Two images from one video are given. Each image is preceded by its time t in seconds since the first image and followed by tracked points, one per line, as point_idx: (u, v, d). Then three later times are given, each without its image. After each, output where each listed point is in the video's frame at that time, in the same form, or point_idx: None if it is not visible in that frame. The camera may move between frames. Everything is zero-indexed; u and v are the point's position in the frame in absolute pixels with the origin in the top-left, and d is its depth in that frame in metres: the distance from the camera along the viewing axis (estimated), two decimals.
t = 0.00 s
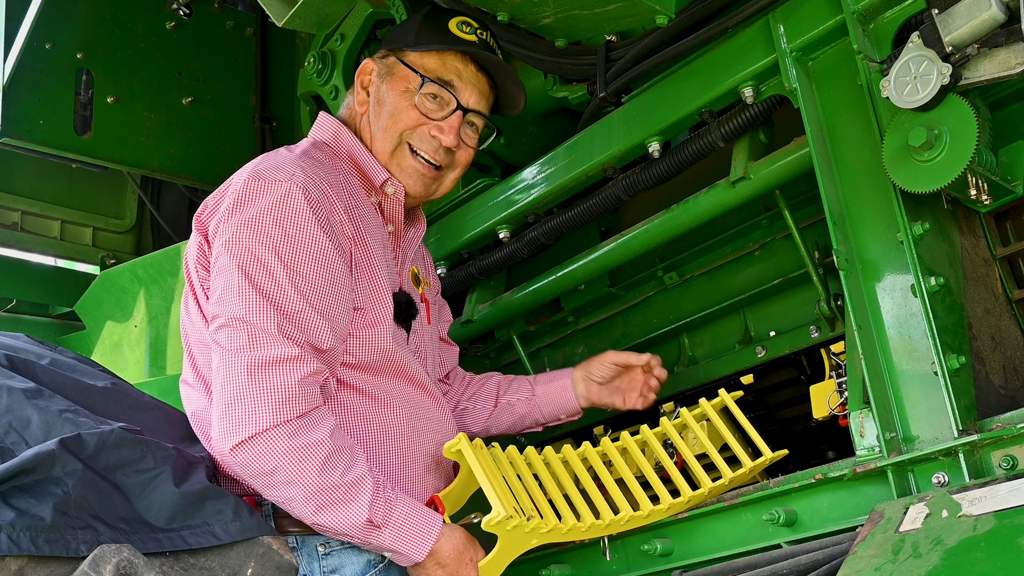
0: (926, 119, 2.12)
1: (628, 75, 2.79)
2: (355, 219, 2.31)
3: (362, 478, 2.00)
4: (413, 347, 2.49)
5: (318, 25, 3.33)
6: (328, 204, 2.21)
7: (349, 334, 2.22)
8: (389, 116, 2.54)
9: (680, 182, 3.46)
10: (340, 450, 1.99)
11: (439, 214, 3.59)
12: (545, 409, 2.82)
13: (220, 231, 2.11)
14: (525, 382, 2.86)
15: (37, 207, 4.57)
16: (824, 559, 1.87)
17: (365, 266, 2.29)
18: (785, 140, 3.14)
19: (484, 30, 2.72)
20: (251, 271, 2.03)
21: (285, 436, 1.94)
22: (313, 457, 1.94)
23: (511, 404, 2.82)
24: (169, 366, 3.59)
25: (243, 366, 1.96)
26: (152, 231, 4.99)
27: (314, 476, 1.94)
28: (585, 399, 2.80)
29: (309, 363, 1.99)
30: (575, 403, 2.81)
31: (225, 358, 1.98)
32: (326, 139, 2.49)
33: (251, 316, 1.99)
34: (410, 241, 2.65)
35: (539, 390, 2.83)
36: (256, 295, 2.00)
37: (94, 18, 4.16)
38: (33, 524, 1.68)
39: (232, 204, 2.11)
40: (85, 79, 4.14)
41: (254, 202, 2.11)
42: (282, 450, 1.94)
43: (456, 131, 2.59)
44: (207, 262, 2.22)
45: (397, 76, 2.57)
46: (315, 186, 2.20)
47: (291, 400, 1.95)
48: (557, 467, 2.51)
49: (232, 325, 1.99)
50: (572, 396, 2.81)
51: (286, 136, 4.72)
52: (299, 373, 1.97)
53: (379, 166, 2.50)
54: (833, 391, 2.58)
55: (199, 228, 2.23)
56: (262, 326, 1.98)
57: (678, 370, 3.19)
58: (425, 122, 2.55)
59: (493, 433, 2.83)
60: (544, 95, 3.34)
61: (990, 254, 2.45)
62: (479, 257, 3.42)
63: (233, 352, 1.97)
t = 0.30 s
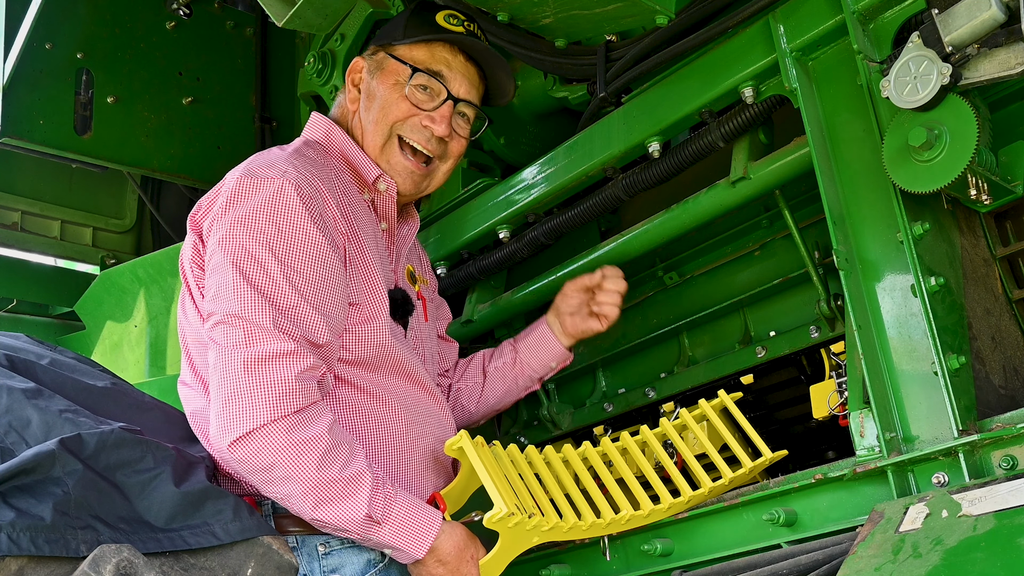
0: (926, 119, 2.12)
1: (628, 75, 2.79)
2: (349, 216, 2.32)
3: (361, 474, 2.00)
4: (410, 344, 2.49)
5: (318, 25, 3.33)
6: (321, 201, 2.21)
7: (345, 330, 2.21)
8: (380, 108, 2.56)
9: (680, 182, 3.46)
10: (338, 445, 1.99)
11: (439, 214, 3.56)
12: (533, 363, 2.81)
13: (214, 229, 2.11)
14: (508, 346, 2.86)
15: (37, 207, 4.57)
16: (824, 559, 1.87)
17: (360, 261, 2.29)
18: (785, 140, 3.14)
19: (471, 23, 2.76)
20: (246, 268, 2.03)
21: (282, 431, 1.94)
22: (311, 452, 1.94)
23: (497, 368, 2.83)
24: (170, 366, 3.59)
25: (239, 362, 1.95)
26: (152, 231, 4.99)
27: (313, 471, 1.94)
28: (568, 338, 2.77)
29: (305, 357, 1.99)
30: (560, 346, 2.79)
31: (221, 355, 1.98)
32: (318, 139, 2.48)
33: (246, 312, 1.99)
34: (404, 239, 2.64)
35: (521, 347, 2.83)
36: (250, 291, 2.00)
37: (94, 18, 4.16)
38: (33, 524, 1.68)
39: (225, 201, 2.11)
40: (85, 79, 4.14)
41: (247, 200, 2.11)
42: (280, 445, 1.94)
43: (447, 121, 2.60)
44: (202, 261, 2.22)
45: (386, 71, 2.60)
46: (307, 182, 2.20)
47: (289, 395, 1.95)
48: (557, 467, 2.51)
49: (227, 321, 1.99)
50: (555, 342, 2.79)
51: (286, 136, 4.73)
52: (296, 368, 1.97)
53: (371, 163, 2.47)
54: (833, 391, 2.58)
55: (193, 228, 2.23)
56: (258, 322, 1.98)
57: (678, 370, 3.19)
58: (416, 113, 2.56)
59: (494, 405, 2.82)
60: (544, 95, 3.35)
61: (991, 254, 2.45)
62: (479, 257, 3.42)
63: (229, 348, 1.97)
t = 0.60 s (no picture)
0: (926, 119, 2.12)
1: (628, 75, 2.79)
2: (346, 215, 2.32)
3: (361, 473, 2.00)
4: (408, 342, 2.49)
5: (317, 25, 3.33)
6: (317, 200, 2.21)
7: (343, 328, 2.21)
8: (374, 110, 2.55)
9: (680, 182, 3.46)
10: (338, 444, 1.99)
11: (439, 214, 3.57)
12: (525, 357, 2.80)
13: (211, 230, 2.11)
14: (500, 339, 2.86)
15: (37, 207, 4.57)
16: (824, 559, 1.87)
17: (357, 260, 2.29)
18: (785, 140, 3.14)
19: (471, 29, 2.75)
20: (244, 268, 2.03)
21: (282, 430, 1.94)
22: (310, 451, 1.94)
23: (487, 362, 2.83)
24: (170, 366, 3.59)
25: (238, 362, 1.96)
26: (152, 231, 4.99)
27: (312, 470, 1.94)
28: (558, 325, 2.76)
29: (304, 356, 1.99)
30: (550, 339, 2.77)
31: (220, 355, 1.98)
32: (312, 139, 2.48)
33: (244, 312, 1.99)
34: (397, 238, 2.65)
35: (512, 341, 2.82)
36: (248, 291, 2.00)
37: (94, 18, 4.16)
38: (33, 524, 1.68)
39: (222, 202, 2.11)
40: (85, 79, 4.14)
41: (244, 200, 2.11)
42: (279, 445, 1.94)
43: (441, 129, 2.61)
44: (199, 262, 2.22)
45: (383, 73, 2.59)
46: (303, 182, 2.20)
47: (289, 394, 1.95)
48: (557, 466, 2.51)
49: (225, 322, 1.99)
50: (545, 333, 2.77)
51: (286, 136, 4.73)
52: (295, 367, 1.97)
53: (367, 163, 2.50)
54: (833, 391, 2.58)
55: (190, 229, 2.23)
56: (256, 322, 1.98)
57: (678, 370, 3.19)
58: (410, 119, 2.56)
59: (483, 399, 2.81)
60: (544, 95, 3.35)
61: (991, 254, 2.45)
62: (479, 257, 3.42)
63: (228, 348, 1.97)
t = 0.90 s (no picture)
0: (926, 119, 2.12)
1: (628, 75, 2.79)
2: (344, 217, 2.31)
3: (360, 475, 2.00)
4: (407, 344, 2.49)
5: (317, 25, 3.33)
6: (314, 202, 2.21)
7: (341, 331, 2.21)
8: (368, 111, 2.56)
9: (680, 182, 3.46)
10: (337, 446, 1.99)
11: (439, 214, 3.56)
12: (535, 407, 2.79)
13: (208, 233, 2.11)
14: (517, 381, 2.84)
15: (37, 207, 4.57)
16: (824, 559, 1.87)
17: (355, 261, 2.29)
18: (785, 140, 3.14)
19: (462, 23, 2.73)
20: (241, 271, 2.03)
21: (280, 434, 1.94)
22: (309, 454, 1.94)
23: (500, 399, 2.80)
24: (170, 366, 3.59)
25: (236, 365, 1.96)
26: (152, 231, 4.99)
27: (311, 473, 1.94)
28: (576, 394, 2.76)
29: (302, 360, 1.99)
30: (565, 402, 2.77)
31: (218, 358, 1.98)
32: (310, 139, 2.48)
33: (242, 316, 1.99)
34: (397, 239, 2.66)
35: (529, 388, 2.80)
36: (245, 294, 2.00)
37: (94, 18, 4.16)
38: (33, 524, 1.68)
39: (219, 205, 2.11)
40: (85, 79, 4.14)
41: (241, 202, 2.11)
42: (278, 447, 1.94)
43: (435, 126, 2.61)
44: (197, 264, 2.22)
45: (376, 72, 2.59)
46: (301, 184, 2.20)
47: (287, 397, 1.95)
48: (557, 467, 2.51)
49: (223, 325, 1.99)
50: (564, 395, 2.77)
51: (286, 135, 4.72)
52: (292, 371, 1.97)
53: (363, 165, 2.49)
54: (833, 391, 2.58)
55: (187, 231, 2.23)
56: (254, 325, 1.98)
57: (678, 370, 3.19)
58: (403, 118, 2.56)
59: (478, 428, 2.80)
60: (544, 95, 3.36)
61: (991, 254, 2.45)
62: (479, 257, 3.42)
63: (226, 352, 1.97)
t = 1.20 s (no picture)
0: (926, 119, 2.12)
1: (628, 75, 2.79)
2: (343, 217, 2.31)
3: (360, 477, 2.00)
4: (407, 344, 2.49)
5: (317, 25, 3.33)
6: (314, 203, 2.21)
7: (341, 332, 2.21)
8: (368, 108, 2.56)
9: (680, 182, 3.46)
10: (337, 448, 1.99)
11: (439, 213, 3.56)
12: (510, 398, 2.77)
13: (208, 233, 2.11)
14: (492, 373, 2.83)
15: (37, 207, 4.57)
16: (824, 559, 1.87)
17: (354, 262, 2.28)
18: (785, 140, 3.14)
19: (463, 21, 2.74)
20: (241, 272, 2.03)
21: (280, 435, 1.94)
22: (309, 455, 1.94)
23: (474, 393, 2.79)
24: (170, 366, 3.59)
25: (236, 366, 1.96)
26: (152, 231, 4.99)
27: (311, 474, 1.94)
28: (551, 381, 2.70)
29: (302, 361, 1.99)
30: (539, 389, 2.73)
31: (218, 358, 1.99)
32: (311, 139, 2.48)
33: (241, 316, 1.99)
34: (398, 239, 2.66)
35: (503, 380, 2.79)
36: (245, 295, 2.00)
37: (94, 18, 4.16)
38: (33, 524, 1.68)
39: (219, 205, 2.11)
40: (85, 79, 4.14)
41: (241, 203, 2.11)
42: (277, 448, 1.94)
43: (435, 123, 2.60)
44: (196, 264, 2.22)
45: (376, 70, 2.59)
46: (301, 184, 2.19)
47: (287, 398, 1.95)
48: (557, 467, 2.51)
49: (222, 326, 1.99)
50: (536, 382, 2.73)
51: (286, 135, 4.72)
52: (292, 372, 1.97)
53: (365, 166, 2.49)
54: (833, 391, 2.58)
55: (187, 231, 2.23)
56: (254, 326, 1.98)
57: (678, 370, 3.19)
58: (404, 114, 2.56)
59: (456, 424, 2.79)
60: (544, 95, 3.36)
61: (991, 254, 2.45)
62: (479, 257, 3.42)
63: (226, 353, 1.97)
